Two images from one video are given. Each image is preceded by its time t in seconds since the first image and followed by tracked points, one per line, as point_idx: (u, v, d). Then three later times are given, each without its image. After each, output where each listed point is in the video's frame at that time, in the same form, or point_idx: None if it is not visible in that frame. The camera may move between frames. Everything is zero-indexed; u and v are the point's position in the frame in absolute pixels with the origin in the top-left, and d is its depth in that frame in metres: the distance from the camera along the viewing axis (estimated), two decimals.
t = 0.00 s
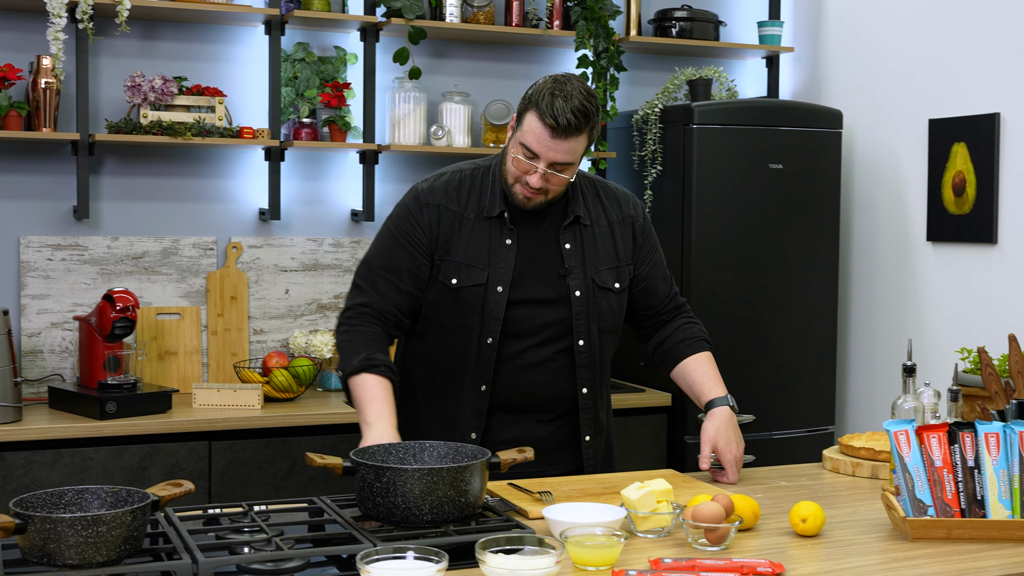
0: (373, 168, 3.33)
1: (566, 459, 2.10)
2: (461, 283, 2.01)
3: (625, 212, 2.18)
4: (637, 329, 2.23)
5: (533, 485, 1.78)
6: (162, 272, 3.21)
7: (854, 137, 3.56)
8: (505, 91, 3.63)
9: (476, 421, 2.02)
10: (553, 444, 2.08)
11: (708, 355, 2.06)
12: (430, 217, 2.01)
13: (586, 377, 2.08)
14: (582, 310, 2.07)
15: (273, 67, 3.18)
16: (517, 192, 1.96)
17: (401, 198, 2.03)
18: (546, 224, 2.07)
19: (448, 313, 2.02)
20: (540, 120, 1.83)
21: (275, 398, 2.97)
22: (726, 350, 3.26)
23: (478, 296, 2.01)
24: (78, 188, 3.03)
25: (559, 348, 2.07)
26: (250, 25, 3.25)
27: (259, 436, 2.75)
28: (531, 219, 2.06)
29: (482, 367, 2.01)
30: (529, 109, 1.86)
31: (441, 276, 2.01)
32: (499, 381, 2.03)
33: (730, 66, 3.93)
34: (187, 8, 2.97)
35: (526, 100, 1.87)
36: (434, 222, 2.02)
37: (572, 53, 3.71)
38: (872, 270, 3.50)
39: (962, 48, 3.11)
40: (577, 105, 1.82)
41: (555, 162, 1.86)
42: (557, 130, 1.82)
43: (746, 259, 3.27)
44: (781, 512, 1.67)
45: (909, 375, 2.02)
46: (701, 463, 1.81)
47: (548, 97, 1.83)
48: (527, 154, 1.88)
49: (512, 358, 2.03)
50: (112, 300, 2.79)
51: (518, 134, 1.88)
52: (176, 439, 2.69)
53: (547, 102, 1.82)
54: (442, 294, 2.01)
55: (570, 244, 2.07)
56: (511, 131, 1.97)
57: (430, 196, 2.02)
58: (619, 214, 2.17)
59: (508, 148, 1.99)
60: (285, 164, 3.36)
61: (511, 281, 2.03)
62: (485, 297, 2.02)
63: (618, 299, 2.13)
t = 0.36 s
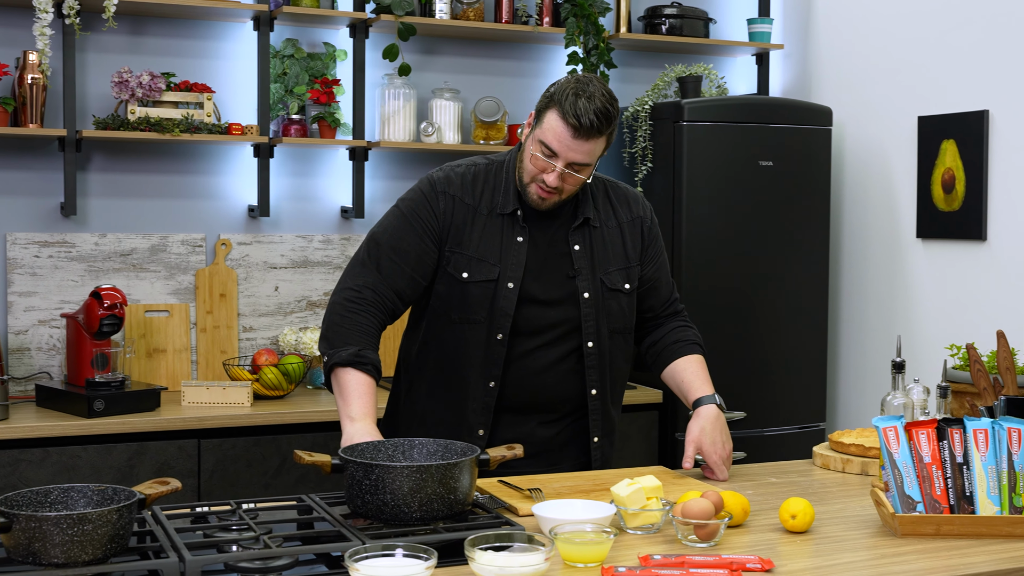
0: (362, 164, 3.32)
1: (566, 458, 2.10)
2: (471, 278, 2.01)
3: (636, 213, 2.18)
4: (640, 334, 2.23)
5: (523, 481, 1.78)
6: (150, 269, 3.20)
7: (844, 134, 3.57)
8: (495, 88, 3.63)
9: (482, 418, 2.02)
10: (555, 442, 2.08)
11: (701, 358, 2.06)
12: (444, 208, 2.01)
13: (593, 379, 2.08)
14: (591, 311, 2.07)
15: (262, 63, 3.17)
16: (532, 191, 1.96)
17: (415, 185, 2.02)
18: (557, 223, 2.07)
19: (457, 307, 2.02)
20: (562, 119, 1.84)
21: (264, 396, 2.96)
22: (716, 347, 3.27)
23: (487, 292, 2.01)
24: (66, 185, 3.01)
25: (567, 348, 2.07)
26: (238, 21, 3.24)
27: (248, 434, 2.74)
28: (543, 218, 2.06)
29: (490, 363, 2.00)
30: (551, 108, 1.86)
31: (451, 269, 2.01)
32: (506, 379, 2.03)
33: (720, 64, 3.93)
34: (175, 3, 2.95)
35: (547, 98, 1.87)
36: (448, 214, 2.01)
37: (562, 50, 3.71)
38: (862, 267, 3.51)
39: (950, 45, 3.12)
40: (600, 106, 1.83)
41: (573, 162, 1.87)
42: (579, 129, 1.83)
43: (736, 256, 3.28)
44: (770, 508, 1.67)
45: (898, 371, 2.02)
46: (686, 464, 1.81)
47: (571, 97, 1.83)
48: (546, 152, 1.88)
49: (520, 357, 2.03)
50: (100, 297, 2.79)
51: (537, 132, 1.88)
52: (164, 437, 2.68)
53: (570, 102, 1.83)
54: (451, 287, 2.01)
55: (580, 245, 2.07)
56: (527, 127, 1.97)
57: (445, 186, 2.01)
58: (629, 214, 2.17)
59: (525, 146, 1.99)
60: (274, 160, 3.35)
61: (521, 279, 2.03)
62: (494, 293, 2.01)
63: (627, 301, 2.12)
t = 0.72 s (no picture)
0: (352, 162, 3.31)
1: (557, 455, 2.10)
2: (468, 271, 2.00)
3: (632, 212, 2.18)
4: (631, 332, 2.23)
5: (513, 479, 1.78)
6: (139, 267, 3.19)
7: (833, 132, 3.58)
8: (485, 86, 3.63)
9: (473, 413, 2.01)
10: (546, 438, 2.09)
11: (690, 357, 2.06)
12: (443, 200, 2.00)
13: (586, 375, 2.08)
14: (586, 307, 2.07)
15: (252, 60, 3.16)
16: (536, 186, 1.96)
17: (414, 178, 2.01)
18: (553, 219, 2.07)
19: (453, 301, 2.01)
20: (574, 115, 1.84)
21: (254, 394, 2.96)
22: (707, 345, 3.27)
23: (483, 286, 2.01)
24: (54, 182, 3.00)
25: (561, 344, 2.07)
26: (228, 18, 3.23)
27: (238, 432, 2.74)
28: (541, 213, 2.06)
29: (485, 357, 2.00)
30: (562, 104, 1.86)
31: (449, 261, 2.00)
32: (500, 373, 2.03)
33: (709, 61, 3.94)
34: None
35: (558, 94, 1.87)
36: (446, 207, 2.00)
37: (552, 48, 3.70)
38: (851, 264, 3.52)
39: (940, 43, 3.12)
40: (612, 104, 1.84)
41: (582, 158, 1.87)
42: (592, 126, 1.83)
43: (726, 254, 3.28)
44: (760, 505, 1.68)
45: (887, 369, 2.03)
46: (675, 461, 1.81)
47: (583, 93, 1.84)
48: (555, 148, 1.88)
49: (515, 352, 2.03)
50: (89, 295, 2.78)
51: (547, 127, 1.88)
52: (153, 435, 2.68)
53: (583, 98, 1.83)
54: (448, 280, 2.00)
55: (576, 241, 2.07)
56: (533, 122, 1.97)
57: (444, 179, 2.01)
58: (625, 214, 2.17)
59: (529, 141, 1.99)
60: (264, 158, 3.34)
61: (518, 274, 2.03)
62: (491, 287, 2.01)
63: (622, 299, 2.13)
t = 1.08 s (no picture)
0: (344, 161, 3.31)
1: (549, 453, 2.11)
2: (464, 268, 2.01)
3: (626, 211, 2.19)
4: (624, 331, 2.24)
5: (505, 477, 1.79)
6: (132, 266, 3.18)
7: (825, 132, 3.59)
8: (477, 85, 3.63)
9: (470, 410, 2.02)
10: (540, 435, 2.09)
11: (681, 356, 2.07)
12: (440, 198, 2.00)
13: (580, 372, 2.08)
14: (581, 305, 2.07)
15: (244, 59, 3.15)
16: (534, 185, 1.96)
17: (411, 175, 2.01)
18: (549, 218, 2.07)
19: (450, 297, 2.02)
20: (574, 113, 1.84)
21: (246, 392, 2.96)
22: (699, 343, 3.28)
23: (480, 283, 2.01)
24: (46, 181, 2.99)
25: (556, 341, 2.07)
26: (220, 16, 3.23)
27: (230, 431, 2.74)
28: (537, 210, 2.06)
29: (481, 354, 2.01)
30: (562, 102, 1.87)
31: (445, 258, 2.01)
32: (496, 370, 2.03)
33: (701, 61, 3.95)
34: None
35: (558, 92, 1.88)
36: (443, 204, 2.01)
37: (545, 47, 3.71)
38: (843, 263, 3.53)
39: (931, 43, 3.14)
40: (611, 102, 1.86)
41: (581, 156, 1.87)
42: (592, 123, 1.84)
43: (718, 253, 3.29)
44: (751, 504, 1.68)
45: (879, 367, 2.03)
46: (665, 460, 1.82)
47: (583, 91, 1.85)
48: (554, 146, 1.88)
49: (510, 350, 2.04)
50: (81, 293, 2.78)
51: (547, 126, 1.89)
52: (145, 434, 2.68)
53: (582, 96, 1.84)
54: (444, 277, 2.01)
55: (572, 239, 2.08)
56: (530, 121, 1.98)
57: (441, 177, 2.01)
58: (620, 212, 2.18)
59: (527, 141, 1.99)
60: (256, 157, 3.34)
61: (514, 270, 2.04)
62: (487, 284, 2.02)
63: (617, 297, 2.13)
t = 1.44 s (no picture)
0: (339, 160, 3.31)
1: (542, 453, 2.12)
2: (457, 269, 2.01)
3: (619, 212, 2.20)
4: (617, 332, 2.24)
5: (500, 477, 1.79)
6: (126, 266, 3.18)
7: (819, 131, 3.60)
8: (472, 84, 3.63)
9: (462, 411, 2.03)
10: (532, 435, 2.10)
11: (675, 356, 2.07)
12: (432, 199, 2.01)
13: (572, 373, 2.09)
14: (573, 306, 2.08)
15: (239, 59, 3.15)
16: (528, 185, 1.96)
17: (404, 177, 2.02)
18: (542, 219, 2.08)
19: (442, 298, 2.02)
20: (567, 113, 1.85)
21: (240, 392, 2.96)
22: (693, 343, 3.29)
23: (472, 284, 2.02)
24: (41, 180, 2.99)
25: (549, 342, 2.08)
26: (215, 16, 3.23)
27: (224, 430, 2.74)
28: (530, 211, 2.07)
29: (473, 355, 2.01)
30: (555, 103, 1.88)
31: (437, 260, 2.01)
32: (488, 371, 2.04)
33: (696, 60, 3.96)
34: None
35: (551, 94, 1.89)
36: (435, 206, 2.01)
37: (539, 47, 3.71)
38: (837, 262, 3.54)
39: (925, 43, 3.15)
40: (604, 103, 1.86)
41: (574, 157, 1.88)
42: (585, 124, 1.84)
43: (712, 253, 3.30)
44: (745, 503, 1.69)
45: (872, 366, 2.04)
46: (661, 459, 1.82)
47: (576, 92, 1.86)
48: (547, 146, 1.88)
49: (503, 351, 2.04)
50: (75, 292, 2.77)
51: (540, 126, 1.89)
52: (140, 433, 2.68)
53: (575, 97, 1.85)
54: (437, 278, 2.01)
55: (565, 240, 2.09)
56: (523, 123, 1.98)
57: (433, 178, 2.02)
58: (613, 213, 2.18)
59: (520, 142, 2.00)
60: (251, 156, 3.34)
61: (506, 272, 2.04)
62: (479, 285, 2.02)
63: (610, 298, 2.14)
